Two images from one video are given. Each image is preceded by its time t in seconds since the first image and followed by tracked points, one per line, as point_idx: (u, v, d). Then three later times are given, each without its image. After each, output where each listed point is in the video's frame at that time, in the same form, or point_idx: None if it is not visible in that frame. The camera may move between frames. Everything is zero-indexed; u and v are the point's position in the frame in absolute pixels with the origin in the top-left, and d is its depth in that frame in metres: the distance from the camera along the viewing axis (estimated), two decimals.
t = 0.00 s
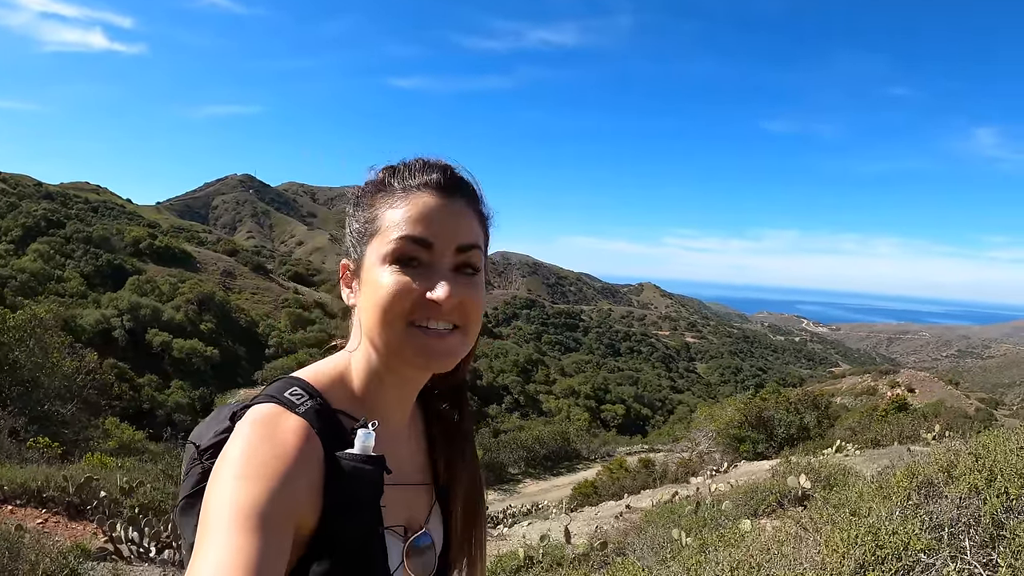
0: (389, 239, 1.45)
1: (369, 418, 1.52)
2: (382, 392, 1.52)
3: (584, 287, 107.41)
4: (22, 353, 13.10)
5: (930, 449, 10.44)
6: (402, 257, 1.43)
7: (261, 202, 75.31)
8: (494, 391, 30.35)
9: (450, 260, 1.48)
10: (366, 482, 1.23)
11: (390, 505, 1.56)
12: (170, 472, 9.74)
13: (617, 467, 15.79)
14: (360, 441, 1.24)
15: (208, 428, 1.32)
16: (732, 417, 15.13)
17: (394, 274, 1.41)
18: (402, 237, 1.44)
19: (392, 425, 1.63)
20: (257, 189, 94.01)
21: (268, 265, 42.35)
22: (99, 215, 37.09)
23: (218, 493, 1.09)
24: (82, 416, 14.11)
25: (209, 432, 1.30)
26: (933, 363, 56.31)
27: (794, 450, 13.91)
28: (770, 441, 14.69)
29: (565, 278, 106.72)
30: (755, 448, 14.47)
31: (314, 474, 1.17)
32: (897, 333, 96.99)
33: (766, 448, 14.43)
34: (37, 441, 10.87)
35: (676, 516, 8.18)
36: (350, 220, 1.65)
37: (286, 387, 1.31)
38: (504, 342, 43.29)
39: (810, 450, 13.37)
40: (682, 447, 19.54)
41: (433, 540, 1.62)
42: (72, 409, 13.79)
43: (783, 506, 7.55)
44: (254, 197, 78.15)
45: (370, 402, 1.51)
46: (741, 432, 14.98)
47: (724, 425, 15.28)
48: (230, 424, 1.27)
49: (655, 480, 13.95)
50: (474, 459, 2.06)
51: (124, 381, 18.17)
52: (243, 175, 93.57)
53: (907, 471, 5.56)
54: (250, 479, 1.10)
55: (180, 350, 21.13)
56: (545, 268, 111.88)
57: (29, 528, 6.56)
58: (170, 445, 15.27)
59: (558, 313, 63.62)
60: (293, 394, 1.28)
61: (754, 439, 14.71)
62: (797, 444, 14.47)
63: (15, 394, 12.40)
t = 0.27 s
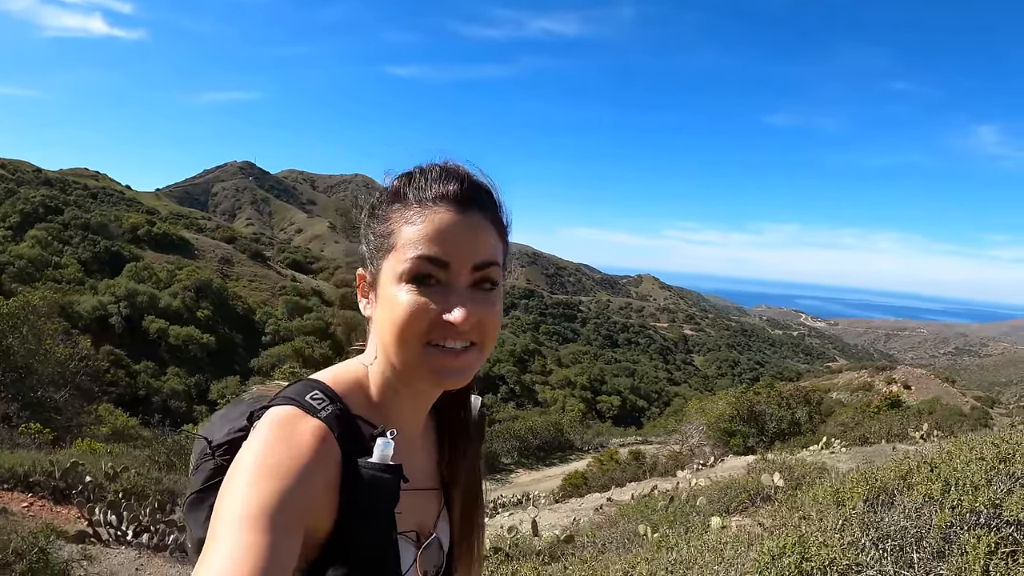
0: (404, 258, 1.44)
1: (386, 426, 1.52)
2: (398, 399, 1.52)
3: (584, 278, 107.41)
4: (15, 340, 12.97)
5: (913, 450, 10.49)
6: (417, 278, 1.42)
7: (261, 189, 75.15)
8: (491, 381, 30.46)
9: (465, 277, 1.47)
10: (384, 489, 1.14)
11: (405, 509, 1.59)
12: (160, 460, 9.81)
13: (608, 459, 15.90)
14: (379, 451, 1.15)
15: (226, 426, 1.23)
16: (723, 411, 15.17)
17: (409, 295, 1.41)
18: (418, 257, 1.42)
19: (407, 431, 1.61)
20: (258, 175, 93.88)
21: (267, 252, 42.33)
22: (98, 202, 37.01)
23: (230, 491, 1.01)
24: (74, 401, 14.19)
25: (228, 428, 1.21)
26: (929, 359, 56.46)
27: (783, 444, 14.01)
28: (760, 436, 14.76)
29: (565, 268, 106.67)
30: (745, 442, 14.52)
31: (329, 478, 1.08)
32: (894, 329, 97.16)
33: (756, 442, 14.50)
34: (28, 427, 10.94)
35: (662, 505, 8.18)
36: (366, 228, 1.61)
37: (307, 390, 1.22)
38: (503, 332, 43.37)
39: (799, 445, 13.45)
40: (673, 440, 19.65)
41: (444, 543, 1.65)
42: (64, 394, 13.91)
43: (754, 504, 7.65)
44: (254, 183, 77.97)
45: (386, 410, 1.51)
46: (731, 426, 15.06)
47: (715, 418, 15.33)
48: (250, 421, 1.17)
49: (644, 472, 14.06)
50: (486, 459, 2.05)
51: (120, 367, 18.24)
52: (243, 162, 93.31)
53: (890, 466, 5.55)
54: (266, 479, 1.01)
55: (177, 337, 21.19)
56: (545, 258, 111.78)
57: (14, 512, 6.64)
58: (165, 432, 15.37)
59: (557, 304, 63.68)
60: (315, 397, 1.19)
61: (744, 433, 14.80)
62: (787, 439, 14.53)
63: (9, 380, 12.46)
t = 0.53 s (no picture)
0: (477, 245, 1.33)
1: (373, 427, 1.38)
2: (393, 397, 1.40)
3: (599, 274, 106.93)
4: (26, 317, 13.29)
5: (912, 467, 10.33)
6: (489, 269, 1.33)
7: (280, 174, 75.67)
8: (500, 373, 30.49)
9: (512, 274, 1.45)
10: (369, 502, 1.03)
11: (394, 507, 1.47)
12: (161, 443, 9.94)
13: (609, 458, 15.86)
14: (358, 460, 1.04)
15: (202, 434, 1.17)
16: (725, 415, 15.03)
17: (482, 288, 1.31)
18: (492, 252, 1.34)
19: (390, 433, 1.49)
20: (278, 160, 94.49)
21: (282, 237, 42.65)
22: (118, 181, 37.48)
23: (205, 520, 0.94)
24: (80, 378, 14.46)
25: (204, 438, 1.14)
26: (945, 370, 55.50)
27: (784, 452, 13.88)
28: (763, 442, 14.62)
29: (580, 264, 106.24)
30: (747, 448, 14.42)
31: (310, 493, 1.00)
32: (912, 338, 95.65)
33: (757, 448, 14.37)
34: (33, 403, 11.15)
35: (640, 509, 8.22)
36: (387, 204, 1.34)
37: (280, 397, 1.14)
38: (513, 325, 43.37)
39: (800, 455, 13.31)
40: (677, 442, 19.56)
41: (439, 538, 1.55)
42: (71, 371, 14.19)
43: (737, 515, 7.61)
44: (273, 168, 78.52)
45: (376, 409, 1.38)
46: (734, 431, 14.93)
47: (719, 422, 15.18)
48: (224, 432, 1.11)
49: (644, 472, 14.03)
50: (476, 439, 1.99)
51: (132, 346, 18.56)
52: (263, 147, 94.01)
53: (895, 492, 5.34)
54: (238, 503, 0.93)
55: (189, 319, 21.47)
56: (560, 252, 111.45)
57: (11, 486, 6.77)
58: (170, 412, 15.61)
59: (570, 299, 63.50)
60: (287, 407, 1.11)
61: (746, 438, 14.67)
62: (790, 446, 14.36)
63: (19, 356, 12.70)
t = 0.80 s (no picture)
0: (399, 277, 1.36)
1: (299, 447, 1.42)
2: (322, 415, 1.44)
3: (616, 274, 106.46)
4: (40, 315, 13.28)
5: (920, 476, 10.21)
6: (408, 300, 1.37)
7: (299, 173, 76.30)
8: (514, 374, 30.51)
9: (433, 299, 1.50)
10: (299, 526, 1.11)
11: (325, 525, 1.54)
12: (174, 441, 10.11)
13: (618, 460, 15.82)
14: (288, 485, 1.11)
15: (138, 449, 1.21)
16: (735, 419, 14.91)
17: (405, 319, 1.35)
18: (412, 283, 1.38)
19: (318, 452, 1.54)
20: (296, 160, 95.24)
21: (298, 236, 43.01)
22: (138, 181, 38.08)
23: (146, 532, 1.00)
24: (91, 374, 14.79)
25: (140, 454, 1.20)
26: (969, 374, 54.41)
27: (795, 458, 13.72)
28: (773, 447, 14.50)
29: (597, 263, 105.87)
30: (757, 452, 14.37)
31: (243, 513, 1.07)
32: (935, 341, 93.91)
33: (768, 454, 14.25)
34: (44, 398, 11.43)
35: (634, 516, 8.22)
36: (308, 236, 1.35)
37: (212, 421, 1.18)
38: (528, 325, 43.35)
39: (809, 460, 13.15)
40: (687, 445, 19.42)
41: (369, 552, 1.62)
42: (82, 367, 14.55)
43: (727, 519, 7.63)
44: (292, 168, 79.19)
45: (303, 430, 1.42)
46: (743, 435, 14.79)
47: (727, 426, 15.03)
48: (158, 449, 1.16)
49: (655, 475, 13.99)
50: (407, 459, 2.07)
51: (148, 344, 18.92)
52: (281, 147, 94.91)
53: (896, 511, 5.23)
54: (179, 516, 1.01)
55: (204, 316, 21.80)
56: (577, 252, 111.14)
57: (14, 479, 6.98)
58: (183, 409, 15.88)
59: (588, 299, 63.27)
60: (220, 430, 1.16)
61: (755, 443, 14.56)
62: (801, 451, 14.18)
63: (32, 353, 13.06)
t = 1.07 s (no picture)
0: (404, 256, 1.39)
1: (305, 431, 1.42)
2: (328, 398, 1.44)
3: (620, 278, 106.28)
4: (39, 320, 13.32)
5: (914, 481, 10.16)
6: (411, 280, 1.39)
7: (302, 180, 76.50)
8: (516, 379, 30.45)
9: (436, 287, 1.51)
10: (307, 506, 1.12)
11: (331, 513, 1.55)
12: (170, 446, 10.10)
13: (617, 465, 15.75)
14: (299, 465, 1.13)
15: (137, 442, 1.22)
16: (733, 423, 14.84)
17: (408, 297, 1.36)
18: (417, 264, 1.41)
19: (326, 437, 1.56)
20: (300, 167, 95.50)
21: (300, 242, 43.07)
22: (140, 188, 38.24)
23: (155, 518, 1.01)
24: (88, 379, 14.83)
25: (142, 444, 1.20)
26: (975, 377, 54.01)
27: (796, 462, 13.61)
28: (773, 451, 14.40)
29: (600, 268, 105.74)
30: (757, 456, 14.28)
31: (253, 494, 1.08)
32: (941, 343, 93.32)
33: (767, 458, 14.17)
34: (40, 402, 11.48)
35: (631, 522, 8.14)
36: (318, 219, 1.40)
37: (219, 406, 1.20)
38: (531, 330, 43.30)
39: (808, 464, 13.06)
40: (688, 449, 19.32)
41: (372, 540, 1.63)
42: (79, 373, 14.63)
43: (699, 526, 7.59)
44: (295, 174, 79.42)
45: (309, 412, 1.41)
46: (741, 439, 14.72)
47: (726, 431, 14.96)
48: (160, 441, 1.17)
49: (655, 480, 13.90)
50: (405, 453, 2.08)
51: (149, 350, 18.97)
52: (285, 154, 95.27)
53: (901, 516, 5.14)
54: (188, 500, 1.01)
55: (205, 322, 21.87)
56: (581, 257, 111.04)
57: (3, 480, 7.02)
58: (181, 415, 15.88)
59: (591, 304, 63.15)
60: (228, 412, 1.18)
61: (755, 447, 14.45)
62: (801, 455, 14.06)
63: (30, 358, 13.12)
